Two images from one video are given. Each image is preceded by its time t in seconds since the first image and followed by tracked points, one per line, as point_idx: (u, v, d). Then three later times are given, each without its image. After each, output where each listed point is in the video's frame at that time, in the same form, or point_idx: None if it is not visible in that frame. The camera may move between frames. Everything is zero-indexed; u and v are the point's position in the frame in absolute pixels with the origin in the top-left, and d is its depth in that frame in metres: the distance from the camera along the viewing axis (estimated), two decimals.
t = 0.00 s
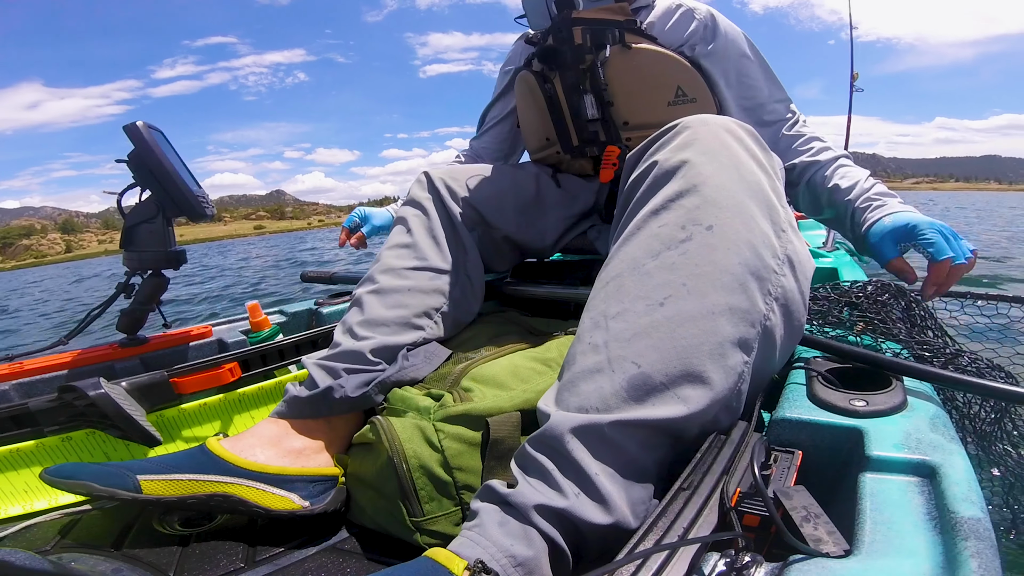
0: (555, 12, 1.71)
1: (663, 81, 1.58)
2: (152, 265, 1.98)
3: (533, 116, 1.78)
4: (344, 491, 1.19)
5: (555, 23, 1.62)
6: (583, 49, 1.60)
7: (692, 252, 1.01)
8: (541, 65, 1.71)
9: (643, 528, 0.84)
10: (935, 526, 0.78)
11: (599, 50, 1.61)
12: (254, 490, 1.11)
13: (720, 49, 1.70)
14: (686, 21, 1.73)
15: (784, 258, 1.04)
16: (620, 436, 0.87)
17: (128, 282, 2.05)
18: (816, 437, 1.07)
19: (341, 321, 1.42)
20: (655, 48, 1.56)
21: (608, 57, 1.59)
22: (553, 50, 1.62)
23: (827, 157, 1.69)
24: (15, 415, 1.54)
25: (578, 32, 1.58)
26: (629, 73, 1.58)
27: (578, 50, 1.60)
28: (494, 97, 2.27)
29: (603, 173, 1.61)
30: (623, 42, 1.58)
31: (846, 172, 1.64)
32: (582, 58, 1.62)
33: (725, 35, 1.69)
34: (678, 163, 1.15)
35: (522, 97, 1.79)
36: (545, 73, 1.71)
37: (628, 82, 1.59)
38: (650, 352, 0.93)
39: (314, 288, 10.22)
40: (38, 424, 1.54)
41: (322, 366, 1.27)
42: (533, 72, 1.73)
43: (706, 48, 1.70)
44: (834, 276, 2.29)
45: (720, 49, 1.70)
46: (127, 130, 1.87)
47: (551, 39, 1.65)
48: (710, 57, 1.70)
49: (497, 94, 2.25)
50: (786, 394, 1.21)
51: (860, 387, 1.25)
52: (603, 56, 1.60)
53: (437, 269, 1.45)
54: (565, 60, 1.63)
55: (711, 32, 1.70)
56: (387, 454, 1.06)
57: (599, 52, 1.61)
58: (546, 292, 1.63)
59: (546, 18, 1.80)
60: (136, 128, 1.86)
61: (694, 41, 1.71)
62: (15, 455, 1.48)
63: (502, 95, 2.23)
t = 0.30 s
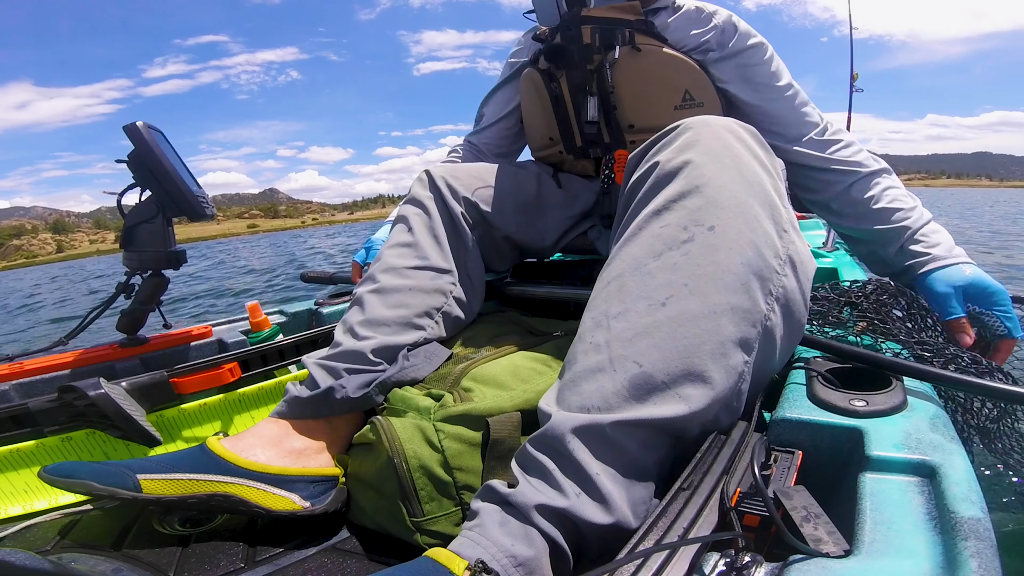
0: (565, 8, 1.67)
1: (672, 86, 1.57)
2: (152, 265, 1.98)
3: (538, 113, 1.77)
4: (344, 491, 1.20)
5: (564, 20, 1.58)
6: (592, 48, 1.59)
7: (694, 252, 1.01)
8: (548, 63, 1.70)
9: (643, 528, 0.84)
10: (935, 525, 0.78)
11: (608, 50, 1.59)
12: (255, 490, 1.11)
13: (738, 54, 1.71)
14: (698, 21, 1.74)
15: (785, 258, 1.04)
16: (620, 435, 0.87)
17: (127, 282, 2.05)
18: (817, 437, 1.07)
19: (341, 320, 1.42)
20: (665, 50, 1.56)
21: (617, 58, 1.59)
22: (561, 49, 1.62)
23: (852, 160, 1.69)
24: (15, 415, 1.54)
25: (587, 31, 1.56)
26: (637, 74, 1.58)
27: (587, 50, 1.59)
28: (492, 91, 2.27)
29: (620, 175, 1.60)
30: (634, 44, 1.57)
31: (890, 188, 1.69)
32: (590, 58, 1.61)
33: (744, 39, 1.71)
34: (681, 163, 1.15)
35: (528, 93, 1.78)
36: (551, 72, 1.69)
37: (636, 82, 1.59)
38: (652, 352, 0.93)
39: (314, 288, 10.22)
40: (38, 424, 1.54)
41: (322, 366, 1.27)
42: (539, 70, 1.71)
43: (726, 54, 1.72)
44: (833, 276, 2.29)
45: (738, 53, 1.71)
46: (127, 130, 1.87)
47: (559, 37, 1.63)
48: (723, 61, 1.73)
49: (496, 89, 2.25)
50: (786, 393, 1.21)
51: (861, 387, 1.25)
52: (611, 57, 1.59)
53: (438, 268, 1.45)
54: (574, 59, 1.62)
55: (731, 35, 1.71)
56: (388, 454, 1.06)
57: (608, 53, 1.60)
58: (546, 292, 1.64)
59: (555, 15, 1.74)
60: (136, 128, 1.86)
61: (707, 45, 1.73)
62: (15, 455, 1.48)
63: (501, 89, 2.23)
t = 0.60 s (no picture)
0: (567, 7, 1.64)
1: (672, 88, 1.57)
2: (152, 264, 1.98)
3: (537, 113, 1.76)
4: (344, 491, 1.19)
5: (565, 20, 1.60)
6: (593, 49, 1.60)
7: (693, 253, 1.01)
8: (549, 62, 1.70)
9: (642, 528, 0.84)
10: (935, 526, 0.78)
11: (609, 51, 1.60)
12: (255, 490, 1.11)
13: (744, 56, 1.69)
14: (705, 20, 1.70)
15: (782, 259, 1.04)
16: (619, 435, 0.87)
17: (128, 282, 2.05)
18: (817, 437, 1.07)
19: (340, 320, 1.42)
20: (667, 52, 1.56)
21: (617, 60, 1.58)
22: (561, 49, 1.63)
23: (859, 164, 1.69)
24: (15, 415, 1.53)
25: (588, 31, 1.57)
26: (637, 76, 1.57)
27: (588, 50, 1.60)
28: (490, 88, 2.27)
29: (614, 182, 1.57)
30: (635, 45, 1.57)
31: (896, 200, 1.68)
32: (591, 59, 1.61)
33: (750, 39, 1.69)
34: (679, 164, 1.15)
35: (527, 93, 1.78)
36: (552, 72, 1.70)
37: (636, 85, 1.58)
38: (650, 352, 0.93)
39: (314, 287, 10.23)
40: (38, 424, 1.54)
41: (322, 366, 1.27)
42: (540, 70, 1.71)
43: (731, 55, 1.70)
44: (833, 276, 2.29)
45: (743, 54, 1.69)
46: (127, 130, 1.87)
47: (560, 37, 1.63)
48: (727, 64, 1.71)
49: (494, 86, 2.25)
50: (786, 393, 1.21)
51: (861, 386, 1.24)
52: (612, 58, 1.59)
53: (438, 267, 1.45)
54: (574, 60, 1.62)
55: (736, 36, 1.68)
56: (387, 454, 1.06)
57: (608, 54, 1.60)
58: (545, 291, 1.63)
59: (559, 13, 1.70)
60: (136, 128, 1.86)
61: (712, 46, 1.70)
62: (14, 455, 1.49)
63: (500, 86, 2.23)
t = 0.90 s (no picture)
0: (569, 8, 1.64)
1: (672, 89, 1.56)
2: (152, 264, 1.98)
3: (538, 113, 1.76)
4: (344, 491, 1.19)
5: (566, 20, 1.59)
6: (594, 49, 1.60)
7: (691, 251, 1.01)
8: (550, 62, 1.69)
9: (641, 527, 0.84)
10: (935, 526, 0.78)
11: (609, 52, 1.59)
12: (255, 489, 1.11)
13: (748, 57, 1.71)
14: (709, 21, 1.71)
15: (771, 262, 1.04)
16: (618, 434, 0.87)
17: (128, 282, 2.05)
18: (816, 437, 1.07)
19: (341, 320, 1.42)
20: (667, 52, 1.55)
21: (618, 61, 1.57)
22: (562, 49, 1.62)
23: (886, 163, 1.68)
24: (15, 415, 1.55)
25: (589, 31, 1.57)
26: (638, 79, 1.57)
27: (588, 50, 1.60)
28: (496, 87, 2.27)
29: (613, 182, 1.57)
30: (635, 45, 1.56)
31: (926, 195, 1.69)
32: (592, 59, 1.61)
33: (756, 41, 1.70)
34: (678, 162, 1.15)
35: (527, 92, 1.77)
36: (552, 72, 1.69)
37: (637, 86, 1.58)
38: (647, 350, 0.93)
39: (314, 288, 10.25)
40: (38, 424, 1.54)
41: (323, 365, 1.27)
42: (540, 69, 1.71)
43: (736, 56, 1.71)
44: (833, 276, 2.30)
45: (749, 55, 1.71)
46: (127, 130, 1.87)
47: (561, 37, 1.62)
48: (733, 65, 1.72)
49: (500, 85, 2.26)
50: (786, 393, 1.21)
51: (862, 386, 1.24)
52: (613, 58, 1.59)
53: (439, 267, 1.45)
54: (575, 60, 1.62)
55: (742, 37, 1.69)
56: (387, 454, 1.06)
57: (609, 54, 1.60)
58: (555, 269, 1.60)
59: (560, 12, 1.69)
60: (136, 128, 1.86)
61: (715, 47, 1.71)
62: (14, 454, 1.49)
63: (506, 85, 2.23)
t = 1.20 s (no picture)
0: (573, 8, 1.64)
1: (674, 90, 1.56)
2: (152, 264, 1.98)
3: (539, 111, 1.76)
4: (344, 491, 1.20)
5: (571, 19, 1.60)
6: (597, 49, 1.60)
7: (690, 250, 1.01)
8: (553, 62, 1.69)
9: (641, 526, 0.84)
10: (935, 525, 0.78)
11: (613, 52, 1.60)
12: (255, 489, 1.11)
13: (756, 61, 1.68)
14: (718, 24, 1.66)
15: (770, 261, 1.04)
16: (619, 433, 0.87)
17: (128, 282, 2.05)
18: (815, 436, 1.07)
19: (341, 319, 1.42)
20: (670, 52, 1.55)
21: (622, 61, 1.58)
22: (565, 48, 1.62)
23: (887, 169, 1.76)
24: (16, 415, 1.56)
25: (593, 31, 1.57)
26: (639, 79, 1.57)
27: (592, 49, 1.60)
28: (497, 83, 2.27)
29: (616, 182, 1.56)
30: (639, 45, 1.57)
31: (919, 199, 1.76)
32: (595, 59, 1.61)
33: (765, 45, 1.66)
34: (678, 161, 1.15)
35: (529, 89, 1.77)
36: (554, 71, 1.69)
37: (641, 85, 1.57)
38: (647, 348, 0.93)
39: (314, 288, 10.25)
40: (38, 425, 1.56)
41: (323, 365, 1.27)
42: (542, 68, 1.71)
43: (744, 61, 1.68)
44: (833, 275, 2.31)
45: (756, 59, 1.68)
46: (127, 130, 1.87)
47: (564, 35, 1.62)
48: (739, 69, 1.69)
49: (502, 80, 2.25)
50: (786, 393, 1.21)
51: (861, 386, 1.24)
52: (616, 58, 1.59)
53: (439, 266, 1.45)
54: (578, 59, 1.61)
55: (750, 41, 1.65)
56: (388, 454, 1.06)
57: (613, 54, 1.60)
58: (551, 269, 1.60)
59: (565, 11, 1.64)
60: (136, 128, 1.86)
61: (724, 52, 1.66)
62: (14, 454, 1.49)
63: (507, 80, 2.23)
